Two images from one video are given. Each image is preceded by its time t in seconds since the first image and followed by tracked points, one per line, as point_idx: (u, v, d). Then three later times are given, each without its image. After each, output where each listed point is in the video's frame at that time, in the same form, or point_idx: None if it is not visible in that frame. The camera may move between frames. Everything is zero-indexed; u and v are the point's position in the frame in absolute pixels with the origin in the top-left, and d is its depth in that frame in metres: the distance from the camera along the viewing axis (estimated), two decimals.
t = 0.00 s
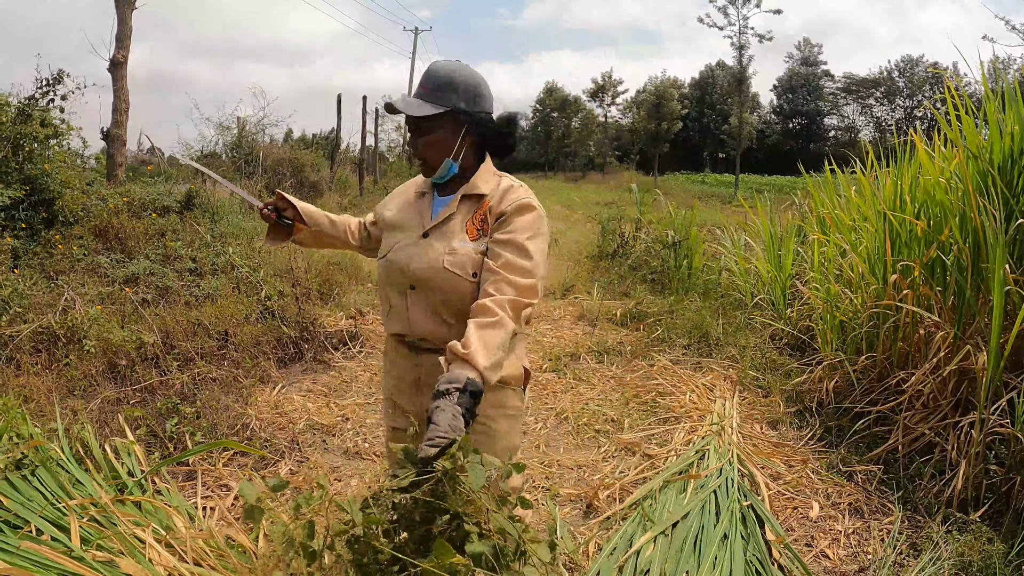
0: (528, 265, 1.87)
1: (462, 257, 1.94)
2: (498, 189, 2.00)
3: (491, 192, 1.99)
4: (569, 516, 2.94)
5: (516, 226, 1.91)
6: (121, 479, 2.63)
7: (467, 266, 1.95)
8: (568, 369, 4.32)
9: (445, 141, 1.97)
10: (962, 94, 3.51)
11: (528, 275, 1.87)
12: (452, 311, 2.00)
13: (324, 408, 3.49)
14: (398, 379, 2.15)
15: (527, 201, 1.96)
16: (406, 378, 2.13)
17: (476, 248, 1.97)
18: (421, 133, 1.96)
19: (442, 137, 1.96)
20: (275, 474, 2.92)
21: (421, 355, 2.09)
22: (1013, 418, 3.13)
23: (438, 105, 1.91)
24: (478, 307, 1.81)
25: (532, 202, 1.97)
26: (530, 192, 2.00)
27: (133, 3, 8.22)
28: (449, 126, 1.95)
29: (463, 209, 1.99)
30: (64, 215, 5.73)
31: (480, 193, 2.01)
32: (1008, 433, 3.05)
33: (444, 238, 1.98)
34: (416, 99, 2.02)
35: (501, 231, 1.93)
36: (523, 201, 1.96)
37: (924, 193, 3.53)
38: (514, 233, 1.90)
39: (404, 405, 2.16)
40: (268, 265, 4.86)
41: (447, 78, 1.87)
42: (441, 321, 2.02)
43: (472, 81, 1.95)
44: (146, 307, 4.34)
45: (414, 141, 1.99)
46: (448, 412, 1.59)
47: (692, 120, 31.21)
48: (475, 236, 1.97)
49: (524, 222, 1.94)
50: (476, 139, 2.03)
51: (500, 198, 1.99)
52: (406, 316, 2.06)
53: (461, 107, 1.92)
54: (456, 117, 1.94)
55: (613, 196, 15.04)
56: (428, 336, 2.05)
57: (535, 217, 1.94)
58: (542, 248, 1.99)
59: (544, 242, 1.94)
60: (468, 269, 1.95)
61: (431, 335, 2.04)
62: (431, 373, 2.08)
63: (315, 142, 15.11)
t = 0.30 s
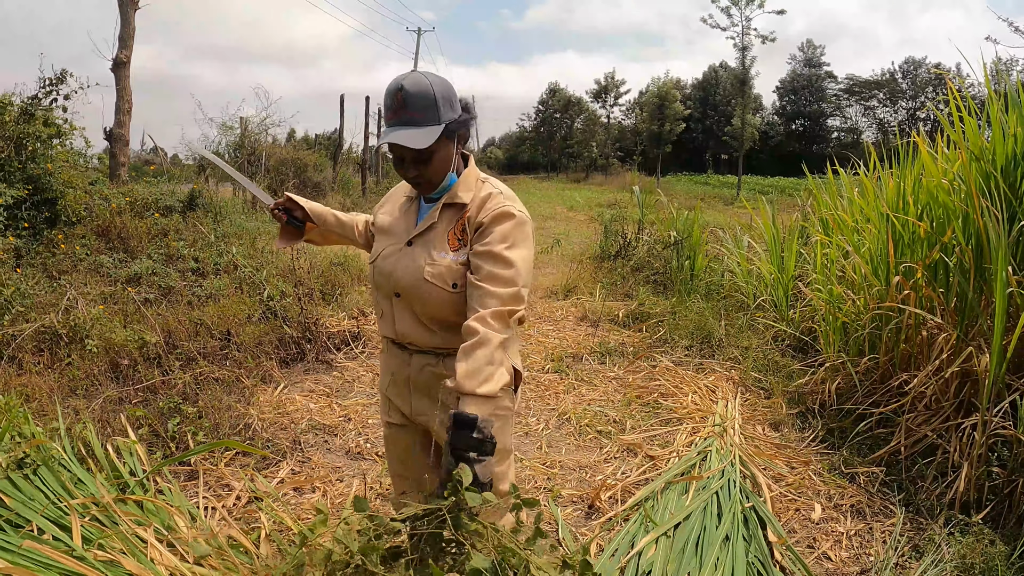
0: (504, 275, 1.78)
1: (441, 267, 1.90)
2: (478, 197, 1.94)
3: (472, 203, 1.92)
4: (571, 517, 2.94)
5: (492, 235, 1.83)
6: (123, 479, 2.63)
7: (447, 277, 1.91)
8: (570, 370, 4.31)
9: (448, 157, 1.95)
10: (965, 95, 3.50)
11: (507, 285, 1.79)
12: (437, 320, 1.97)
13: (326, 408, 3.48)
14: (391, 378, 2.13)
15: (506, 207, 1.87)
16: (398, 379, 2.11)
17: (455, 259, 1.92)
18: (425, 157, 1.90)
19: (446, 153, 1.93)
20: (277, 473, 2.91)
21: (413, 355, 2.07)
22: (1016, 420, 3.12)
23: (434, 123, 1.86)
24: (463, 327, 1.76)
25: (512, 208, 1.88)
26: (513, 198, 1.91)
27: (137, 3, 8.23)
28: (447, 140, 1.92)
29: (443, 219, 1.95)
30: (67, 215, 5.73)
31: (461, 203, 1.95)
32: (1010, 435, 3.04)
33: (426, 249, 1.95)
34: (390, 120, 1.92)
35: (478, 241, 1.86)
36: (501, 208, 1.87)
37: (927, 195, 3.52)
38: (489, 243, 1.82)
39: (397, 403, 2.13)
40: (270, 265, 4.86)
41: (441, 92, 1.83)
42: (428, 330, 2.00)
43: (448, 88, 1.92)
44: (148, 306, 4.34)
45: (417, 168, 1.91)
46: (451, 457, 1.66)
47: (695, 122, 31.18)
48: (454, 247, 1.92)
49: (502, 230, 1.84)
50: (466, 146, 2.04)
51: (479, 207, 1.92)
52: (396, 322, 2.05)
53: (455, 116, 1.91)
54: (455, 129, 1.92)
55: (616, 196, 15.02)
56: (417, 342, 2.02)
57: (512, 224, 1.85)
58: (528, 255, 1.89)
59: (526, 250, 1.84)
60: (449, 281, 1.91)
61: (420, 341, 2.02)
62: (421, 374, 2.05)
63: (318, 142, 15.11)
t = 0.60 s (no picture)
0: (531, 259, 1.80)
1: (443, 269, 1.92)
2: (477, 196, 1.95)
3: (473, 201, 1.93)
4: (575, 518, 2.93)
5: (502, 228, 1.85)
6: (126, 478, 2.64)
7: (450, 278, 1.92)
8: (574, 370, 4.29)
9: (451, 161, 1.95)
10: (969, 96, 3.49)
11: (534, 269, 1.80)
12: (439, 321, 1.97)
13: (330, 408, 3.47)
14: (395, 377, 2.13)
15: (511, 198, 1.89)
16: (401, 377, 2.12)
17: (457, 259, 1.93)
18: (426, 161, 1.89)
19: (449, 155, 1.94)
20: (281, 473, 2.90)
21: (417, 355, 2.07)
22: (1020, 421, 3.11)
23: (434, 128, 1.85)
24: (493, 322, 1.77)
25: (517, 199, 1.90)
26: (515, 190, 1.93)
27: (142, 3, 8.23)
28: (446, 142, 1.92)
29: (443, 221, 1.96)
30: (71, 214, 5.71)
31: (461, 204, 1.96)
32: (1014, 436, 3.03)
33: (425, 251, 1.95)
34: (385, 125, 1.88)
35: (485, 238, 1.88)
36: (506, 201, 1.89)
37: (932, 195, 3.51)
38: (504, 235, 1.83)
39: (399, 403, 2.13)
40: (274, 265, 4.84)
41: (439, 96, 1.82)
42: (428, 330, 2.00)
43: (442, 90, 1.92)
44: (152, 306, 4.33)
45: (416, 172, 1.89)
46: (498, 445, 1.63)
47: (697, 123, 31.14)
48: (454, 247, 1.92)
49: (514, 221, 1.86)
50: (462, 147, 2.04)
51: (480, 204, 1.93)
52: (398, 324, 2.05)
53: (452, 120, 1.91)
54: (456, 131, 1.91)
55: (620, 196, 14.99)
56: (419, 343, 2.03)
57: (522, 213, 1.87)
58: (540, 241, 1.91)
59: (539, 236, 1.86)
60: (457, 282, 1.92)
61: (422, 342, 2.02)
62: (423, 374, 2.05)
63: (321, 142, 15.09)
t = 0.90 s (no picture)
0: (545, 263, 1.89)
1: (460, 273, 1.92)
2: (486, 198, 1.96)
3: (484, 203, 1.94)
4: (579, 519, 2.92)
5: (517, 231, 1.90)
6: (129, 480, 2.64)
7: (469, 280, 1.93)
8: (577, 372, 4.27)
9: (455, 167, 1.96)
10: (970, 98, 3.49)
11: (547, 272, 1.89)
12: (457, 324, 1.97)
13: (333, 410, 3.47)
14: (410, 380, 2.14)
15: (519, 201, 1.95)
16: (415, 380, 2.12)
17: (473, 261, 1.94)
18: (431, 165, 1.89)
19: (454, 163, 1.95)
20: (284, 475, 2.90)
21: (431, 360, 2.07)
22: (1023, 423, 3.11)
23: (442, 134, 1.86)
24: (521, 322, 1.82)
25: (523, 201, 1.96)
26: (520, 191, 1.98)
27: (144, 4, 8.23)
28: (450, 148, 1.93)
29: (453, 225, 1.96)
30: (73, 215, 5.71)
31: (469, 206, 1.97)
32: (1017, 438, 3.03)
33: (439, 257, 1.95)
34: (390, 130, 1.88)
35: (501, 240, 1.91)
36: (517, 203, 1.94)
37: (934, 197, 3.51)
38: (520, 238, 1.89)
39: (413, 405, 2.13)
40: (277, 266, 4.83)
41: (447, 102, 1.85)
42: (450, 335, 1.99)
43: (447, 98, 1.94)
44: (154, 307, 4.33)
45: (422, 175, 1.89)
46: (534, 458, 1.72)
47: (698, 124, 31.14)
48: (469, 249, 1.93)
49: (525, 223, 1.92)
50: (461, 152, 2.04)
51: (491, 206, 1.95)
52: (410, 330, 2.04)
53: (458, 126, 1.93)
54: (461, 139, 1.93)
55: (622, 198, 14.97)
56: (434, 347, 2.02)
57: (533, 216, 1.93)
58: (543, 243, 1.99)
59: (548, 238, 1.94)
60: (474, 284, 1.93)
61: (436, 347, 2.02)
62: (436, 377, 2.05)
63: (323, 144, 15.06)
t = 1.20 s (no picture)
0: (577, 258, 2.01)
1: (507, 268, 1.96)
2: (516, 194, 2.03)
3: (517, 200, 2.01)
4: (581, 522, 2.91)
5: (551, 227, 1.99)
6: (130, 483, 2.63)
7: (514, 274, 1.98)
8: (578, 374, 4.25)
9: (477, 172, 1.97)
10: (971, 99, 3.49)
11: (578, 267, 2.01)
12: (501, 323, 1.98)
13: (334, 412, 3.45)
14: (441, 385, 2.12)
15: (547, 198, 2.03)
16: (449, 384, 2.11)
17: (516, 255, 1.99)
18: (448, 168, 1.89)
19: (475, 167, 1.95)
20: (286, 478, 2.89)
21: (467, 364, 2.06)
22: None
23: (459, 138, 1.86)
24: (565, 311, 1.96)
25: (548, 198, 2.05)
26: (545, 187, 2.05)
27: (143, 6, 8.23)
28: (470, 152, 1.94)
29: (487, 223, 1.98)
30: (73, 218, 5.69)
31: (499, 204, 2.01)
32: (1019, 439, 3.03)
33: (481, 254, 1.96)
34: (409, 132, 1.89)
35: (539, 235, 1.98)
36: (546, 200, 2.03)
37: (935, 199, 3.51)
38: (555, 235, 1.99)
39: (441, 408, 2.10)
40: (277, 268, 4.82)
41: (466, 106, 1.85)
42: (496, 334, 1.99)
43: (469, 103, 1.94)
44: (155, 310, 4.31)
45: (439, 178, 1.89)
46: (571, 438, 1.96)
47: (697, 126, 31.17)
48: (511, 244, 1.97)
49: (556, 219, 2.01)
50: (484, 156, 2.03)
51: (525, 202, 2.02)
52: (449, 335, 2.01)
53: (477, 129, 1.91)
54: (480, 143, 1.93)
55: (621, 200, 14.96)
56: (473, 348, 2.01)
57: (561, 212, 2.03)
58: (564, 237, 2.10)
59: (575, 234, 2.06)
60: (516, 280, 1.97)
61: (478, 348, 2.01)
62: (474, 381, 2.05)
63: (322, 146, 15.02)
